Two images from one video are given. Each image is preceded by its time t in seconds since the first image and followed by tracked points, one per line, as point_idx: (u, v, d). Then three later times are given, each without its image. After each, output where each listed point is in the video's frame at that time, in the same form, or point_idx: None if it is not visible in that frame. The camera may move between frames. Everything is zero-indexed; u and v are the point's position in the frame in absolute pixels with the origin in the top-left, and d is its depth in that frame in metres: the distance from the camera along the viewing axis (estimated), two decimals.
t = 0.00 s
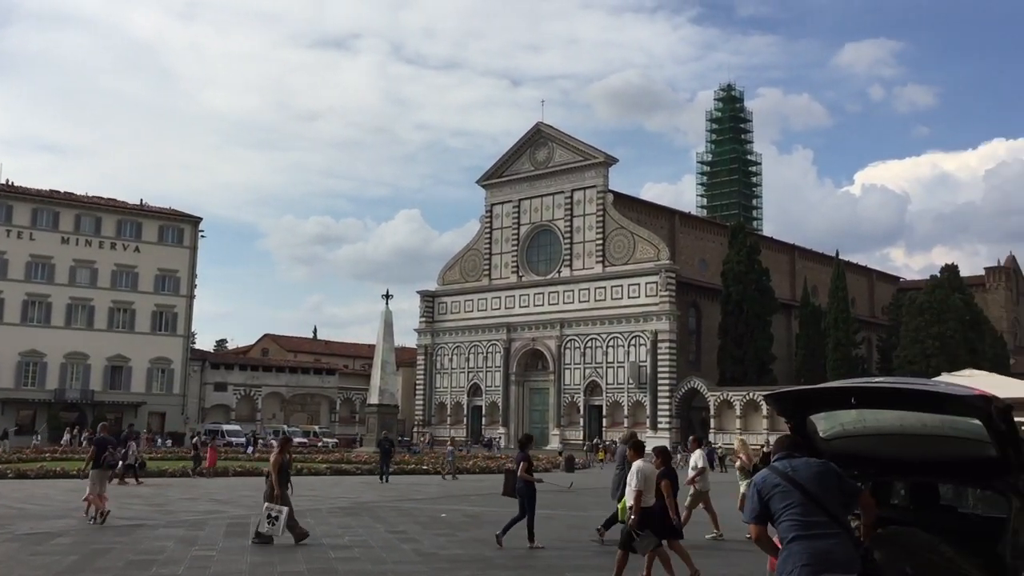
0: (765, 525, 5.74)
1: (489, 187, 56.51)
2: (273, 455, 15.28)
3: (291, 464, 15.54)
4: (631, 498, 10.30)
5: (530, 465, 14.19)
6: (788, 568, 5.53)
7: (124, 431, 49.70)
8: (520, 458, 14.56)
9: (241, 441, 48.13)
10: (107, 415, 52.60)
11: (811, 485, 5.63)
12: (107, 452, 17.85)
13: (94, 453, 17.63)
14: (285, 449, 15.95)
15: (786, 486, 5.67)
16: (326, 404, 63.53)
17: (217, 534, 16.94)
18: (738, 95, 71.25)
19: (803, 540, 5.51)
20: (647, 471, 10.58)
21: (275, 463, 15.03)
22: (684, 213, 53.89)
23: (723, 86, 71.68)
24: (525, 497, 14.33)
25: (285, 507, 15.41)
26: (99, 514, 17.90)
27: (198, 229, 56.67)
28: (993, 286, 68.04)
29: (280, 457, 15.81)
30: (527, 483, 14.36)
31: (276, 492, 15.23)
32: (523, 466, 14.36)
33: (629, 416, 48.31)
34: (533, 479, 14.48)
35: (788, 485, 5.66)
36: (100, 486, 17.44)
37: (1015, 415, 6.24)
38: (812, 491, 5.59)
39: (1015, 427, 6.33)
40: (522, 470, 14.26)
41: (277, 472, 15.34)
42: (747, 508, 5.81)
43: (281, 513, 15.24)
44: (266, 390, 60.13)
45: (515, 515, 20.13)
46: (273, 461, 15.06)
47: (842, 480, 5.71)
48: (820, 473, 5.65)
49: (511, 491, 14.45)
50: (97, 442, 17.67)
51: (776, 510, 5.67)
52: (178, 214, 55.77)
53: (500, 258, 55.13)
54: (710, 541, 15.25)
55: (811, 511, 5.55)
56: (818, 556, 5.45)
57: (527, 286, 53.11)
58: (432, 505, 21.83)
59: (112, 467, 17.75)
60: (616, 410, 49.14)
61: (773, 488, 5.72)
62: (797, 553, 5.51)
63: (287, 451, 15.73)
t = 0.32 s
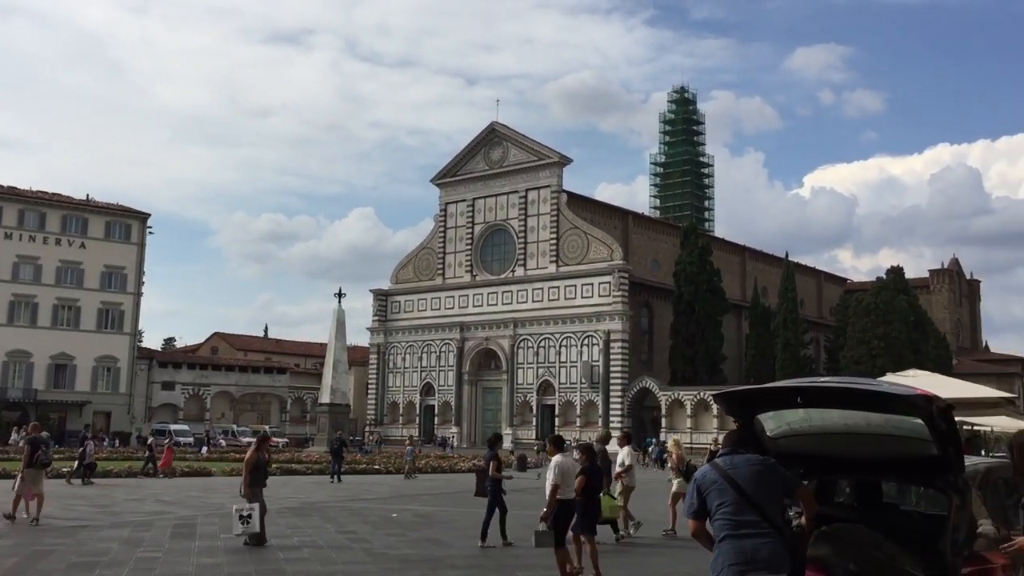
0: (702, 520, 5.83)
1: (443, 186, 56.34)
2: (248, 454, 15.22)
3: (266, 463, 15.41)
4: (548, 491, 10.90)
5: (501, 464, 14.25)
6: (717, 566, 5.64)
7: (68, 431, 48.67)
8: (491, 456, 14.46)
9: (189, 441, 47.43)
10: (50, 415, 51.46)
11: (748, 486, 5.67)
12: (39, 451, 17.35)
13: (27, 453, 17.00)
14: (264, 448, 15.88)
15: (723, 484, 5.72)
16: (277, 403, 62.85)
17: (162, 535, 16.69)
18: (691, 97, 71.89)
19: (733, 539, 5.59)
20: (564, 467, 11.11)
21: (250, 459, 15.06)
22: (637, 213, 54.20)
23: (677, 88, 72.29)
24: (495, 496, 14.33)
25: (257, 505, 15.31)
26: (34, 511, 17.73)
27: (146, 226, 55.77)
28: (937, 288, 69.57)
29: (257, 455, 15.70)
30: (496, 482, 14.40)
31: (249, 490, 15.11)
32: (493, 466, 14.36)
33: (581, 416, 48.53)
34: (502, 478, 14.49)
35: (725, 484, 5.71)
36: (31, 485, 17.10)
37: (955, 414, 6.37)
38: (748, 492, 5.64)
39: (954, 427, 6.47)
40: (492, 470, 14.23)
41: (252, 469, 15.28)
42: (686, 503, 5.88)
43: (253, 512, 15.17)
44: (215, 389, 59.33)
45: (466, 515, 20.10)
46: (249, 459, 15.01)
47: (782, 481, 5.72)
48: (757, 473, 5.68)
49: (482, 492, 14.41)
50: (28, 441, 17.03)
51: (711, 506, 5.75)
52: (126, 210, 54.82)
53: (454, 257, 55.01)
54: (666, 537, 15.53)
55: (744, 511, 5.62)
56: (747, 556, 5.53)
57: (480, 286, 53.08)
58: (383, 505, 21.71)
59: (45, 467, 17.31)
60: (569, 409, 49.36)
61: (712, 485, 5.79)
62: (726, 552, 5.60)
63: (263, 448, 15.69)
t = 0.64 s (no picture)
0: (635, 515, 6.04)
1: (400, 184, 56.03)
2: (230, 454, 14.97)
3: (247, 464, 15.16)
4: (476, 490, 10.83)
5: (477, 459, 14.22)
6: (644, 560, 5.85)
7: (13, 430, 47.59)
8: (464, 457, 14.41)
9: (140, 441, 46.68)
10: None
11: (678, 484, 5.83)
12: None
13: None
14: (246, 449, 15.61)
15: (656, 481, 5.91)
16: (230, 402, 62.08)
17: (110, 536, 16.38)
18: (648, 98, 72.35)
19: (659, 535, 5.79)
20: (493, 466, 11.00)
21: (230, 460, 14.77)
22: (594, 213, 54.37)
23: (634, 89, 72.67)
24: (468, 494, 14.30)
25: (235, 510, 15.05)
26: None
27: (96, 221, 54.82)
28: (886, 288, 70.82)
29: (237, 456, 15.42)
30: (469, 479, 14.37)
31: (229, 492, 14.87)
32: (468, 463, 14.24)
33: (537, 414, 48.65)
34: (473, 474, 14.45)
35: (658, 481, 5.90)
36: None
37: (901, 411, 6.47)
38: (677, 490, 5.80)
39: (901, 424, 6.58)
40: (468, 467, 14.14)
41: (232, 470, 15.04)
42: (623, 497, 6.11)
43: (228, 515, 14.89)
44: (165, 387, 58.46)
45: (421, 513, 20.04)
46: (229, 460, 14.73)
47: (716, 481, 5.82)
48: (688, 473, 5.80)
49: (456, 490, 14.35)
50: None
51: (643, 502, 5.94)
52: (75, 205, 53.82)
53: (410, 255, 54.77)
54: (615, 535, 15.57)
55: (672, 508, 5.78)
56: (669, 553, 5.72)
57: (437, 284, 52.95)
58: (336, 504, 21.53)
59: None
60: (525, 408, 49.47)
61: (645, 481, 5.98)
62: (652, 547, 5.80)
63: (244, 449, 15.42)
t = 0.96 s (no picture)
0: (589, 511, 6.10)
1: (360, 180, 55.65)
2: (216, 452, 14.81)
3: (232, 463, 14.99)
4: (406, 485, 10.87)
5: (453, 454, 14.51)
6: (590, 554, 5.93)
7: None
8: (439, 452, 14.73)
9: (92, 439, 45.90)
10: None
11: (621, 477, 5.90)
12: None
13: None
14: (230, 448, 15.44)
15: (602, 475, 5.99)
16: (185, 400, 61.27)
17: (60, 536, 16.04)
18: (607, 97, 72.68)
19: (604, 527, 5.86)
20: (423, 458, 11.05)
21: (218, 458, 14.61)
22: (554, 210, 54.47)
23: (593, 87, 72.95)
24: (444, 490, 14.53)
25: (222, 510, 14.86)
26: None
27: (47, 215, 53.88)
28: (841, 287, 71.82)
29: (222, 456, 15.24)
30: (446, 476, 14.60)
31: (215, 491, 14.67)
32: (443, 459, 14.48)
33: (496, 411, 48.68)
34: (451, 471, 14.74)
35: (604, 474, 5.98)
36: None
37: (852, 408, 6.55)
38: (619, 482, 5.87)
39: (852, 420, 6.67)
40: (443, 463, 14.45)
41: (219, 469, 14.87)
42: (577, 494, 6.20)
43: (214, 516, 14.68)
44: (118, 384, 57.56)
45: (378, 511, 19.95)
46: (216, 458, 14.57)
47: (663, 474, 5.85)
48: (633, 465, 5.85)
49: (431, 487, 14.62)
50: None
51: (591, 495, 6.03)
52: (26, 199, 52.85)
53: (370, 252, 54.46)
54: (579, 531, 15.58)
55: (618, 501, 5.84)
56: (611, 543, 5.78)
57: (396, 281, 52.72)
58: (293, 502, 21.35)
59: None
60: (483, 405, 49.48)
61: (594, 477, 6.06)
62: (598, 538, 5.87)
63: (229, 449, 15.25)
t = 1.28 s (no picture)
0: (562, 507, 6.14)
1: (325, 175, 55.26)
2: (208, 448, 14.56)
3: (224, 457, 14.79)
4: (339, 486, 10.80)
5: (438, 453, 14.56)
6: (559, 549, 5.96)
7: None
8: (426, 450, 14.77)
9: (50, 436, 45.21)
10: None
11: (591, 473, 5.91)
12: None
13: None
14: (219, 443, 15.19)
15: (575, 470, 6.02)
16: (146, 396, 60.56)
17: (18, 534, 15.75)
18: (574, 94, 72.79)
19: (572, 523, 5.89)
20: (356, 459, 10.94)
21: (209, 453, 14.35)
22: (520, 206, 54.47)
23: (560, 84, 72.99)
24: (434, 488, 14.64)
25: (218, 504, 14.69)
26: None
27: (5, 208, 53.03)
28: (803, 284, 72.61)
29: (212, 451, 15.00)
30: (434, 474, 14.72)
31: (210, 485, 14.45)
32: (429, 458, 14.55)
33: (462, 407, 48.65)
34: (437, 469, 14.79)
35: (576, 469, 6.01)
36: None
37: (812, 404, 6.62)
38: (589, 479, 5.88)
39: (811, 416, 6.72)
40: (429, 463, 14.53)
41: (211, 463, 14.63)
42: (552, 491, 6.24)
43: (214, 511, 14.47)
44: (78, 381, 56.76)
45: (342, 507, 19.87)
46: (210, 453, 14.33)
47: (632, 473, 5.84)
48: (603, 462, 5.85)
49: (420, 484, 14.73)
50: None
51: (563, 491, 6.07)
52: None
53: (335, 247, 54.13)
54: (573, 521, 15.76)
55: (586, 499, 5.86)
56: (578, 540, 5.80)
57: (361, 278, 52.45)
58: (256, 500, 21.17)
59: None
60: (449, 401, 49.44)
61: (568, 472, 6.08)
62: (566, 534, 5.90)
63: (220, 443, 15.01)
